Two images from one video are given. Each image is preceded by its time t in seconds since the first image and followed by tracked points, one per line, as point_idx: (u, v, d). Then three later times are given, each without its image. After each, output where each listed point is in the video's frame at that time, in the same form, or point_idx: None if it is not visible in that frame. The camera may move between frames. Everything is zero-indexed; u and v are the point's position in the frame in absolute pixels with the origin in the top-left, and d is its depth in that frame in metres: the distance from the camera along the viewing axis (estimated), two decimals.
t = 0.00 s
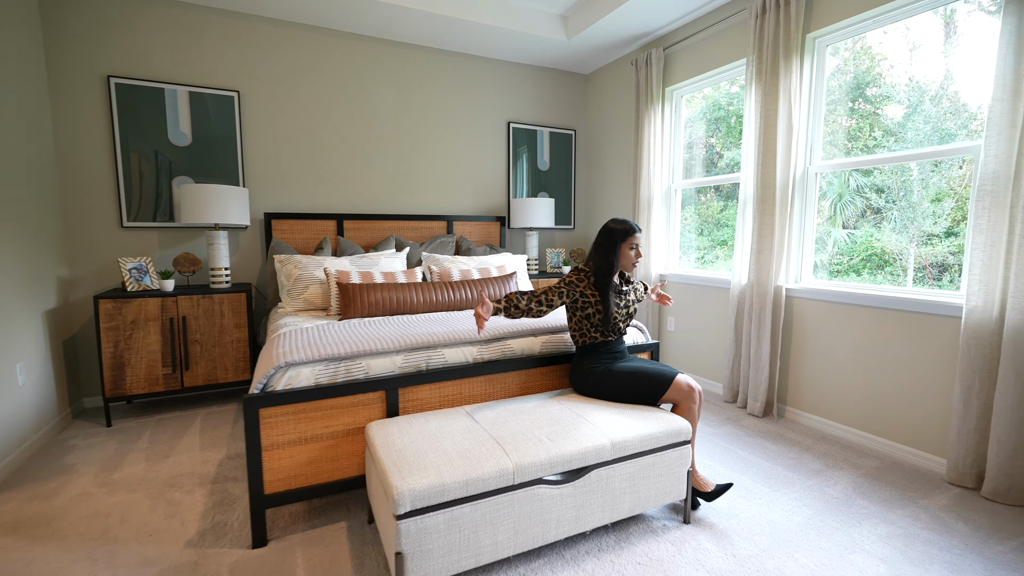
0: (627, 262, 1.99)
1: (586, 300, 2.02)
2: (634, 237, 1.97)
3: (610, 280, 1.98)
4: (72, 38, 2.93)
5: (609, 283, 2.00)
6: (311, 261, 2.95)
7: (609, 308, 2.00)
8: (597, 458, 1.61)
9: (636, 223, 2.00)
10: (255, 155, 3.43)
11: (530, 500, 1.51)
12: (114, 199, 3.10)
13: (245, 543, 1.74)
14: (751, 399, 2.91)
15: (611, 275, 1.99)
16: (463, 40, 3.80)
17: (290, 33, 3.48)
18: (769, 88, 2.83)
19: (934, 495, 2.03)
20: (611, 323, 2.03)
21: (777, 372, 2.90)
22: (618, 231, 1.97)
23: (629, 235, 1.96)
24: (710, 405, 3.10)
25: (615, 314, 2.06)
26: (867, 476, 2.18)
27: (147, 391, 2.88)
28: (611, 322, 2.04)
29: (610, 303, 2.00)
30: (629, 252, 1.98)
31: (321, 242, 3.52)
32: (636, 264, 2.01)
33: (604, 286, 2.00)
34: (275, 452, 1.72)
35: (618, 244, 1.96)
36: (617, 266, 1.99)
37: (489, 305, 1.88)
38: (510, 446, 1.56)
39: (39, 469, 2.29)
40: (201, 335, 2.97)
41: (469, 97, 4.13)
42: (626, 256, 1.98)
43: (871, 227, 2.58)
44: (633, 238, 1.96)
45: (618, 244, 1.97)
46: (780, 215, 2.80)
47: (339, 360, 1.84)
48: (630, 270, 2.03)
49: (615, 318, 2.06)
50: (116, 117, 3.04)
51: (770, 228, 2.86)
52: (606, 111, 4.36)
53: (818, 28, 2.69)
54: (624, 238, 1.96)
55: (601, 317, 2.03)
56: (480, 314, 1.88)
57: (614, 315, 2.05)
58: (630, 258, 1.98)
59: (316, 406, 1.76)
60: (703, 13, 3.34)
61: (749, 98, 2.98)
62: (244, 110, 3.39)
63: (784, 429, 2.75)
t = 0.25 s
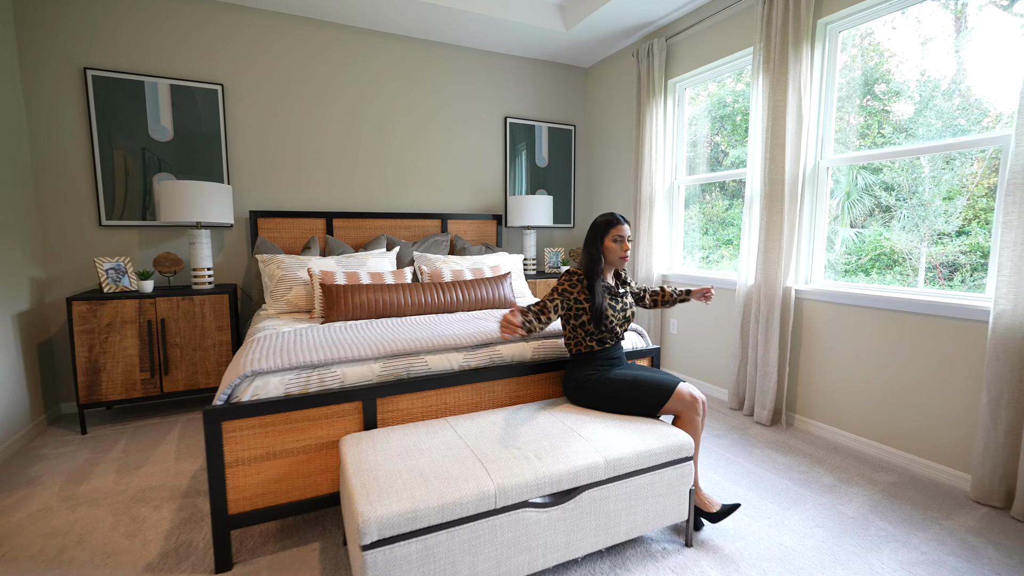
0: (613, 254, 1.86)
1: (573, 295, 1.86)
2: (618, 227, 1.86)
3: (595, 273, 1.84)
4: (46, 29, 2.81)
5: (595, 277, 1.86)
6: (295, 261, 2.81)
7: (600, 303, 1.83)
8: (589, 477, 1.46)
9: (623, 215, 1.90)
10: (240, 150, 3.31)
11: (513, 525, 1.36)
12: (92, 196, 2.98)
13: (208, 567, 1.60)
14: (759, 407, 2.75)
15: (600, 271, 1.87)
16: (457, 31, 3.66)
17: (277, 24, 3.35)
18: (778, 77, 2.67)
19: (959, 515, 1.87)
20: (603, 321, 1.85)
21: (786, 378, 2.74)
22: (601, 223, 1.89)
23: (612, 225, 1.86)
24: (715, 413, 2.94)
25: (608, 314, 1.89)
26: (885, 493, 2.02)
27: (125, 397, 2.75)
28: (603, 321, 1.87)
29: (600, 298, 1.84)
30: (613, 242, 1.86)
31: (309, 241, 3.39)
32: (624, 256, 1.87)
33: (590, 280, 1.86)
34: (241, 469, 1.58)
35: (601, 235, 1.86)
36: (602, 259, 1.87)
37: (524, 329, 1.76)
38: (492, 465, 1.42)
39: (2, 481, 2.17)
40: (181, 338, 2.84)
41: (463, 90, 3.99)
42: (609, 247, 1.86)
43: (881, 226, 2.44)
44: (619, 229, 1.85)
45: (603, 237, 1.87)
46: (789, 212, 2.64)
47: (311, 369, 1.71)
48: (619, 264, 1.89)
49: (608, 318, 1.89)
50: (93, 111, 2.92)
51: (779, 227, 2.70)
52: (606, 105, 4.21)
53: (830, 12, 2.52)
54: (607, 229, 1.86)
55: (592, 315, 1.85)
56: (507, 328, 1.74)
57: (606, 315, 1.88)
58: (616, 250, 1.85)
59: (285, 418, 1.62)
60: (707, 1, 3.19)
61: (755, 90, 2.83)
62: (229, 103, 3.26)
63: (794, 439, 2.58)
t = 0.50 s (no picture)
0: (607, 248, 1.78)
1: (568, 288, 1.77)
2: (612, 219, 1.80)
3: (589, 267, 1.76)
4: (42, 23, 2.76)
5: (588, 270, 1.77)
6: (290, 260, 2.69)
7: (593, 296, 1.72)
8: (590, 503, 1.31)
9: (624, 210, 1.84)
10: (240, 146, 3.23)
11: (502, 557, 1.21)
12: (89, 194, 2.92)
13: None
14: (781, 419, 2.56)
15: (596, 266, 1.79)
16: (462, 22, 3.52)
17: (277, 17, 3.26)
18: (803, 62, 2.47)
19: (1011, 549, 1.66)
20: (598, 317, 1.73)
21: (811, 388, 2.53)
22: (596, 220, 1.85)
23: (607, 219, 1.81)
24: (733, 423, 2.75)
25: (606, 312, 1.76)
26: (924, 520, 1.82)
27: (117, 400, 2.68)
28: (599, 319, 1.74)
29: (595, 291, 1.74)
30: (606, 234, 1.79)
31: (309, 239, 3.29)
32: (619, 249, 1.78)
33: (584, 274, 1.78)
34: (212, 484, 1.46)
35: (595, 231, 1.82)
36: (597, 255, 1.80)
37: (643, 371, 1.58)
38: (480, 488, 1.27)
39: None
40: (175, 339, 2.76)
41: (470, 84, 3.86)
42: (602, 239, 1.80)
43: (909, 224, 2.25)
44: (613, 221, 1.79)
45: (598, 232, 1.81)
46: (815, 208, 2.43)
47: (291, 377, 1.58)
48: (615, 258, 1.79)
49: (606, 317, 1.75)
50: (88, 106, 2.86)
51: (804, 225, 2.50)
52: (619, 98, 4.03)
53: None
54: (600, 224, 1.81)
55: (586, 310, 1.73)
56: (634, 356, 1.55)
57: (603, 313, 1.75)
58: (610, 243, 1.78)
59: (261, 430, 1.50)
60: None
61: (778, 78, 2.63)
62: (228, 98, 3.18)
63: (820, 455, 2.38)
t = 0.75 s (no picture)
0: (616, 244, 1.58)
1: (574, 289, 1.58)
2: (623, 212, 1.59)
3: (596, 267, 1.59)
4: (47, 19, 2.74)
5: (598, 269, 1.60)
6: (288, 258, 2.60)
7: (603, 299, 1.52)
8: (586, 529, 1.16)
9: (639, 201, 1.62)
10: (244, 142, 3.17)
11: None
12: (93, 191, 2.89)
13: None
14: (808, 431, 2.35)
15: (606, 265, 1.60)
16: (471, 11, 3.40)
17: (281, 9, 3.19)
18: (834, 43, 2.26)
19: None
20: (607, 323, 1.52)
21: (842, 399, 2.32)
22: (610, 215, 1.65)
23: (618, 211, 1.61)
24: (755, 435, 2.56)
25: (616, 317, 1.55)
26: (973, 552, 1.61)
27: (117, 399, 2.64)
28: (608, 324, 1.54)
29: (604, 292, 1.54)
30: (617, 229, 1.59)
31: (314, 237, 3.21)
32: (630, 245, 1.57)
33: (593, 273, 1.59)
34: (183, 495, 1.37)
35: (605, 226, 1.62)
36: (606, 252, 1.61)
37: (659, 423, 1.42)
38: (462, 511, 1.14)
39: None
40: (174, 338, 2.71)
41: (480, 76, 3.73)
42: (612, 234, 1.60)
43: (948, 222, 2.05)
44: (624, 213, 1.58)
45: (609, 227, 1.62)
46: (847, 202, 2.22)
47: (270, 381, 1.48)
48: (626, 256, 1.58)
49: (615, 322, 1.55)
50: (93, 102, 2.84)
51: (835, 221, 2.29)
52: (636, 89, 3.85)
53: None
54: (611, 218, 1.61)
55: (594, 313, 1.53)
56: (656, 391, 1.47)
57: (613, 318, 1.55)
58: (619, 238, 1.58)
59: (236, 438, 1.40)
60: None
61: (806, 65, 2.43)
62: (232, 93, 3.13)
63: (851, 472, 2.17)
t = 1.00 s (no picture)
0: (618, 242, 1.40)
1: (572, 288, 1.40)
2: (628, 206, 1.41)
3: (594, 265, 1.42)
4: (48, 15, 2.73)
5: (598, 268, 1.41)
6: (283, 256, 2.53)
7: (605, 301, 1.35)
8: (570, 560, 1.03)
9: (645, 194, 1.43)
10: (245, 139, 3.12)
11: None
12: (94, 188, 2.88)
13: None
14: (831, 444, 2.17)
15: (605, 265, 1.43)
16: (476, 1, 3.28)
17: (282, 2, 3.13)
18: (861, 22, 2.07)
19: None
20: (610, 329, 1.34)
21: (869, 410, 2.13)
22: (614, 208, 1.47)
23: (621, 205, 1.43)
24: (772, 445, 2.39)
25: (619, 322, 1.37)
26: None
27: (113, 399, 2.61)
28: (610, 330, 1.36)
29: (606, 294, 1.36)
30: (619, 225, 1.41)
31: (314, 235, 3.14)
32: (633, 244, 1.39)
33: (592, 272, 1.42)
34: (145, 507, 1.28)
35: (607, 220, 1.45)
36: (606, 250, 1.44)
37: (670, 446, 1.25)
38: (430, 536, 1.02)
39: None
40: (171, 338, 2.67)
41: (486, 69, 3.61)
42: (613, 230, 1.42)
43: (986, 221, 1.86)
44: (628, 207, 1.40)
45: (612, 222, 1.44)
46: (875, 196, 2.03)
47: (241, 386, 1.39)
48: (628, 255, 1.40)
49: (619, 327, 1.37)
50: (93, 98, 2.81)
51: (861, 218, 2.10)
52: (649, 81, 3.68)
53: None
54: (614, 212, 1.43)
55: (594, 317, 1.36)
56: (667, 408, 1.29)
57: (615, 323, 1.36)
58: (621, 235, 1.40)
59: (202, 446, 1.31)
60: None
61: (830, 50, 2.24)
62: (232, 89, 3.08)
63: (878, 491, 1.98)
